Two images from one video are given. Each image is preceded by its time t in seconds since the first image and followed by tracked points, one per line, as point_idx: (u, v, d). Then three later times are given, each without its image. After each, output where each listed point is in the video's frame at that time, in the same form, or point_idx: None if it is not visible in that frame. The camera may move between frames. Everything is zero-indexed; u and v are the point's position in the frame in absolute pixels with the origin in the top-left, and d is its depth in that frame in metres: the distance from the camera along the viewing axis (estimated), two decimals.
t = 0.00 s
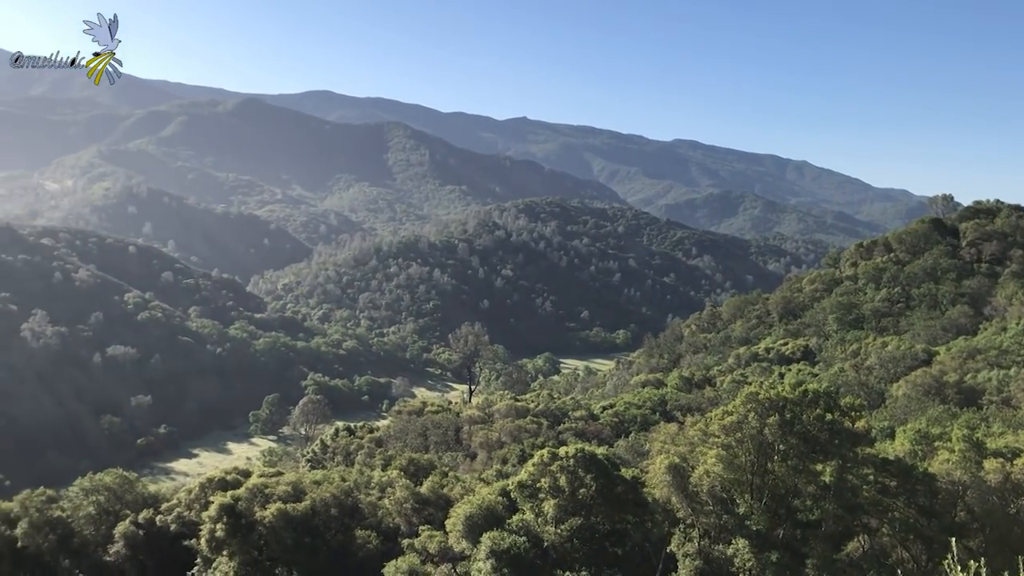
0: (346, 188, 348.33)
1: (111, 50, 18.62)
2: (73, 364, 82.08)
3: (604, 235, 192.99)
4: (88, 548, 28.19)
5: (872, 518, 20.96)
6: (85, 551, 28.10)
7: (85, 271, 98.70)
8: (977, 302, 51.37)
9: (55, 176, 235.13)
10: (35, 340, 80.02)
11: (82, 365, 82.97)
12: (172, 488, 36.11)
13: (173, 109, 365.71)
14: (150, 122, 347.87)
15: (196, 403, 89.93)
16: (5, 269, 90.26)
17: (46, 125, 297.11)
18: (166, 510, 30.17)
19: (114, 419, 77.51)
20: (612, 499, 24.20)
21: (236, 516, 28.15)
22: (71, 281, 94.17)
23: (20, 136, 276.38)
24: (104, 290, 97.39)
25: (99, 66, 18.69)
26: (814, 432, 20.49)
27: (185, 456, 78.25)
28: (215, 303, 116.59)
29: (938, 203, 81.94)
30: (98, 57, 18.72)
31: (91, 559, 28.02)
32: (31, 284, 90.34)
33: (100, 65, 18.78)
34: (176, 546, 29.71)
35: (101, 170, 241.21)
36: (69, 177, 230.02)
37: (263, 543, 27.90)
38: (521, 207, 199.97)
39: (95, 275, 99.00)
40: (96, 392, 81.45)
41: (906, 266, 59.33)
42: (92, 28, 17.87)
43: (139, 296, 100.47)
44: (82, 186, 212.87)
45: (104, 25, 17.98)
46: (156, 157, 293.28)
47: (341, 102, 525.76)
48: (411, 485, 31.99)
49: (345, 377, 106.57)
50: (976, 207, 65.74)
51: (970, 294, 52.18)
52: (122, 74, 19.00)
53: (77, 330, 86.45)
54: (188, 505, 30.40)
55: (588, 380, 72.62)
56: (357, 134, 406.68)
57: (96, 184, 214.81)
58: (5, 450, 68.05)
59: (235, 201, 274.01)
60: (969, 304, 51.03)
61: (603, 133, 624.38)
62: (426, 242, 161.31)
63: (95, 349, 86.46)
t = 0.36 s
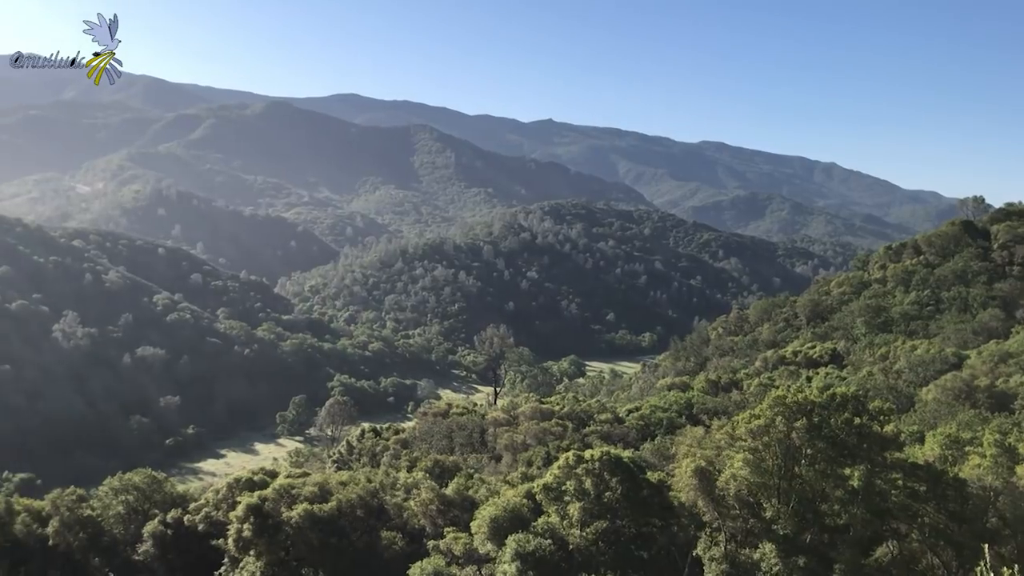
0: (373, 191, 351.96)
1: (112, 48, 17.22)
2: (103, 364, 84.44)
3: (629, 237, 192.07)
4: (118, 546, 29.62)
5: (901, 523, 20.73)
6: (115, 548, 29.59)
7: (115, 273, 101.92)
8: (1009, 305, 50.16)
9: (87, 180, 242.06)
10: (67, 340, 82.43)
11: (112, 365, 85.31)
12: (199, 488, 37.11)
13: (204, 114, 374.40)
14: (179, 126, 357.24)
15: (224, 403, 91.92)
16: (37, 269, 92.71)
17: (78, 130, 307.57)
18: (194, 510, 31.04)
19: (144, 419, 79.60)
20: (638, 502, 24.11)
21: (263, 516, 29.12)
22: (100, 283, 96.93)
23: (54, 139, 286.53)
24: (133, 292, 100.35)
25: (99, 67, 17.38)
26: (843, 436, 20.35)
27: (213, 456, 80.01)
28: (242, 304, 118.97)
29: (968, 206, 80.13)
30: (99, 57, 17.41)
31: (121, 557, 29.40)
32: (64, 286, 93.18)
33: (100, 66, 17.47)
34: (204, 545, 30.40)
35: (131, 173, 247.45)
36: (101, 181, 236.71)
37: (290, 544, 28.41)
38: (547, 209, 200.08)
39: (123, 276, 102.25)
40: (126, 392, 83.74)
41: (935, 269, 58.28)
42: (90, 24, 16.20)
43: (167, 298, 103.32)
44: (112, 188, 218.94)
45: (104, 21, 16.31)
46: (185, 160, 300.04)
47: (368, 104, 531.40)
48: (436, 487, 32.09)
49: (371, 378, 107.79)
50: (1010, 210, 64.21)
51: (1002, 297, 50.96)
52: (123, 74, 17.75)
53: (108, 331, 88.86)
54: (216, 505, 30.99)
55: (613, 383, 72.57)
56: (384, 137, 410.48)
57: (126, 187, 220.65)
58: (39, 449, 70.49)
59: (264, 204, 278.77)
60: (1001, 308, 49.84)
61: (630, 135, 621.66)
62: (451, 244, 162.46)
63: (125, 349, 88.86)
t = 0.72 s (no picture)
0: (395, 196, 354.73)
1: (111, 51, 20.66)
2: (130, 368, 86.28)
3: (651, 241, 190.91)
4: (143, 549, 30.55)
5: (928, 529, 20.48)
6: (141, 551, 30.51)
7: (140, 277, 104.31)
8: None
9: (114, 186, 247.82)
10: (94, 345, 84.30)
11: (138, 369, 87.16)
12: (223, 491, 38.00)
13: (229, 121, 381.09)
14: (203, 133, 365.09)
15: (248, 406, 93.34)
16: (63, 275, 95.13)
17: (105, 138, 317.73)
18: (219, 513, 31.91)
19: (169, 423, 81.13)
20: (661, 507, 24.05)
21: (287, 520, 29.71)
22: (126, 289, 99.29)
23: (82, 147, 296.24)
24: (156, 298, 102.47)
25: (99, 66, 20.65)
26: (869, 441, 20.18)
27: (237, 459, 81.29)
28: (266, 308, 120.70)
29: (996, 208, 78.40)
30: (100, 57, 20.67)
31: (147, 560, 30.42)
32: (90, 290, 95.47)
33: (101, 65, 20.75)
34: (227, 548, 31.49)
35: (157, 178, 252.47)
36: (128, 187, 242.23)
37: (313, 547, 29.11)
38: (568, 213, 199.80)
39: (148, 281, 104.72)
40: (152, 395, 85.39)
41: (962, 272, 57.27)
42: (92, 28, 19.98)
43: (192, 303, 105.43)
44: (138, 194, 223.78)
45: (104, 25, 20.07)
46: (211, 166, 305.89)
47: (390, 109, 535.64)
48: (459, 491, 32.48)
49: (393, 382, 108.59)
50: None
51: None
52: (119, 75, 21.09)
53: (134, 335, 90.82)
54: (240, 508, 31.72)
55: (635, 387, 72.22)
56: (407, 142, 413.51)
57: (151, 192, 225.07)
58: (68, 452, 72.17)
59: (287, 209, 282.53)
60: None
61: (652, 139, 618.65)
62: (473, 248, 163.14)
63: (151, 353, 90.66)
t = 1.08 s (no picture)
0: (420, 203, 357.45)
1: (111, 51, 22.73)
2: (158, 376, 88.04)
3: (676, 247, 189.55)
4: (172, 555, 31.69)
5: (959, 538, 20.37)
6: (169, 559, 31.70)
7: (168, 286, 106.73)
8: None
9: (143, 197, 253.96)
10: (123, 353, 86.08)
11: (166, 376, 88.92)
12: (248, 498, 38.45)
13: (256, 131, 388.34)
14: (230, 143, 373.36)
15: (275, 413, 94.89)
16: (93, 283, 97.58)
17: (134, 148, 329.70)
18: (246, 520, 32.30)
19: (197, 430, 82.80)
20: (689, 516, 24.04)
21: (314, 527, 30.17)
22: (154, 297, 101.68)
23: (111, 158, 308.04)
24: (184, 305, 104.51)
25: (101, 66, 22.63)
26: (898, 448, 20.01)
27: (264, 466, 82.67)
28: (293, 315, 122.61)
29: None
30: (100, 57, 22.68)
31: (175, 566, 31.56)
32: (120, 299, 97.83)
33: (101, 64, 22.71)
34: (255, 554, 31.96)
35: (185, 188, 257.78)
36: (157, 197, 248.10)
37: (340, 554, 29.47)
38: (593, 219, 199.39)
39: (177, 290, 107.16)
40: (180, 403, 87.30)
41: (994, 277, 56.00)
42: (95, 29, 22.01)
43: (220, 310, 107.51)
44: (166, 203, 228.85)
45: (104, 27, 22.15)
46: (239, 176, 311.93)
47: (415, 117, 540.46)
48: (485, 498, 32.57)
49: (419, 389, 109.31)
50: None
51: None
52: (118, 74, 23.17)
53: (162, 343, 92.85)
54: (267, 515, 32.08)
55: (662, 394, 71.74)
56: (432, 150, 416.75)
57: (179, 201, 229.96)
58: (99, 459, 73.96)
59: (314, 217, 286.47)
60: None
61: (677, 144, 614.73)
62: (497, 255, 163.72)
63: (179, 361, 92.47)
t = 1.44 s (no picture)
0: (450, 210, 360.16)
1: (109, 50, 24.58)
2: (194, 382, 90.15)
3: (708, 253, 187.60)
4: (206, 559, 31.76)
5: (1000, 547, 20.46)
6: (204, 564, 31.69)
7: (203, 292, 109.63)
8: None
9: (178, 204, 260.55)
10: (159, 359, 88.50)
11: (202, 382, 90.93)
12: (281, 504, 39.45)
13: (289, 139, 395.83)
14: (263, 150, 381.90)
15: (308, 419, 96.42)
16: (130, 290, 100.71)
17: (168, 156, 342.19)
18: (279, 525, 33.05)
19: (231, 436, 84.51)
20: (722, 522, 23.85)
21: (347, 531, 30.79)
22: (190, 303, 104.49)
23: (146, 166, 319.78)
24: (218, 312, 107.17)
25: (100, 66, 24.61)
26: (935, 455, 19.75)
27: (298, 471, 84.04)
28: (326, 321, 124.75)
29: None
30: (100, 58, 24.64)
31: (209, 569, 31.57)
32: (156, 305, 100.72)
33: (101, 65, 24.71)
34: (289, 558, 32.34)
35: (220, 196, 263.80)
36: (192, 204, 254.35)
37: (372, 559, 29.98)
38: (623, 225, 198.46)
39: (211, 296, 110.04)
40: (216, 409, 89.40)
41: None
42: (97, 29, 23.84)
43: (254, 317, 109.94)
44: (202, 211, 234.71)
45: (106, 27, 23.94)
46: (273, 184, 318.24)
47: (445, 125, 545.36)
48: (516, 505, 33.03)
49: (449, 395, 110.09)
50: None
51: None
52: (118, 72, 24.94)
53: (197, 349, 95.13)
54: (300, 521, 32.99)
55: (694, 400, 71.15)
56: (463, 157, 419.69)
57: (214, 209, 235.66)
58: (138, 465, 76.02)
59: (346, 224, 290.85)
60: None
61: (709, 149, 608.55)
62: (528, 261, 164.14)
63: (213, 367, 94.58)
